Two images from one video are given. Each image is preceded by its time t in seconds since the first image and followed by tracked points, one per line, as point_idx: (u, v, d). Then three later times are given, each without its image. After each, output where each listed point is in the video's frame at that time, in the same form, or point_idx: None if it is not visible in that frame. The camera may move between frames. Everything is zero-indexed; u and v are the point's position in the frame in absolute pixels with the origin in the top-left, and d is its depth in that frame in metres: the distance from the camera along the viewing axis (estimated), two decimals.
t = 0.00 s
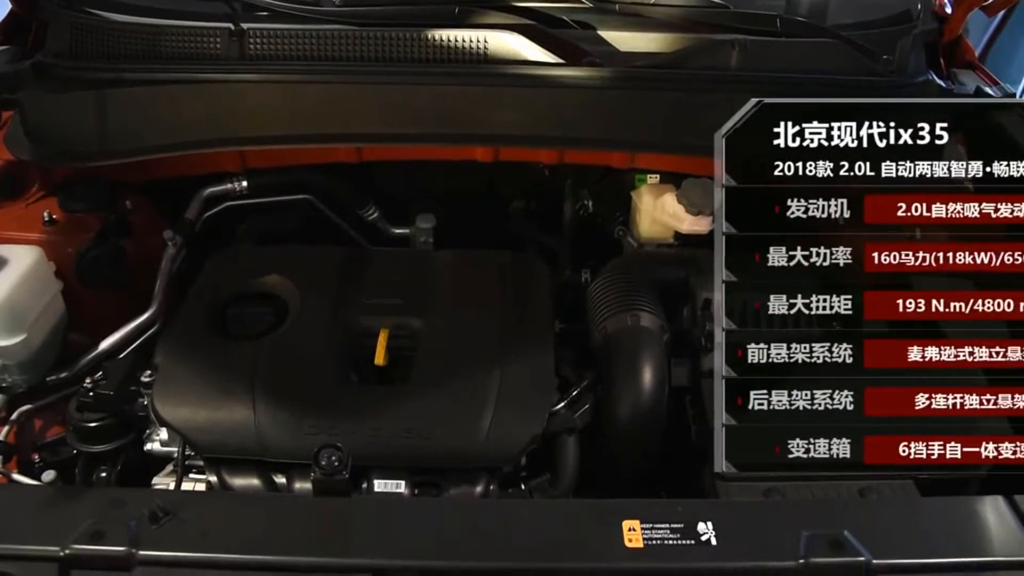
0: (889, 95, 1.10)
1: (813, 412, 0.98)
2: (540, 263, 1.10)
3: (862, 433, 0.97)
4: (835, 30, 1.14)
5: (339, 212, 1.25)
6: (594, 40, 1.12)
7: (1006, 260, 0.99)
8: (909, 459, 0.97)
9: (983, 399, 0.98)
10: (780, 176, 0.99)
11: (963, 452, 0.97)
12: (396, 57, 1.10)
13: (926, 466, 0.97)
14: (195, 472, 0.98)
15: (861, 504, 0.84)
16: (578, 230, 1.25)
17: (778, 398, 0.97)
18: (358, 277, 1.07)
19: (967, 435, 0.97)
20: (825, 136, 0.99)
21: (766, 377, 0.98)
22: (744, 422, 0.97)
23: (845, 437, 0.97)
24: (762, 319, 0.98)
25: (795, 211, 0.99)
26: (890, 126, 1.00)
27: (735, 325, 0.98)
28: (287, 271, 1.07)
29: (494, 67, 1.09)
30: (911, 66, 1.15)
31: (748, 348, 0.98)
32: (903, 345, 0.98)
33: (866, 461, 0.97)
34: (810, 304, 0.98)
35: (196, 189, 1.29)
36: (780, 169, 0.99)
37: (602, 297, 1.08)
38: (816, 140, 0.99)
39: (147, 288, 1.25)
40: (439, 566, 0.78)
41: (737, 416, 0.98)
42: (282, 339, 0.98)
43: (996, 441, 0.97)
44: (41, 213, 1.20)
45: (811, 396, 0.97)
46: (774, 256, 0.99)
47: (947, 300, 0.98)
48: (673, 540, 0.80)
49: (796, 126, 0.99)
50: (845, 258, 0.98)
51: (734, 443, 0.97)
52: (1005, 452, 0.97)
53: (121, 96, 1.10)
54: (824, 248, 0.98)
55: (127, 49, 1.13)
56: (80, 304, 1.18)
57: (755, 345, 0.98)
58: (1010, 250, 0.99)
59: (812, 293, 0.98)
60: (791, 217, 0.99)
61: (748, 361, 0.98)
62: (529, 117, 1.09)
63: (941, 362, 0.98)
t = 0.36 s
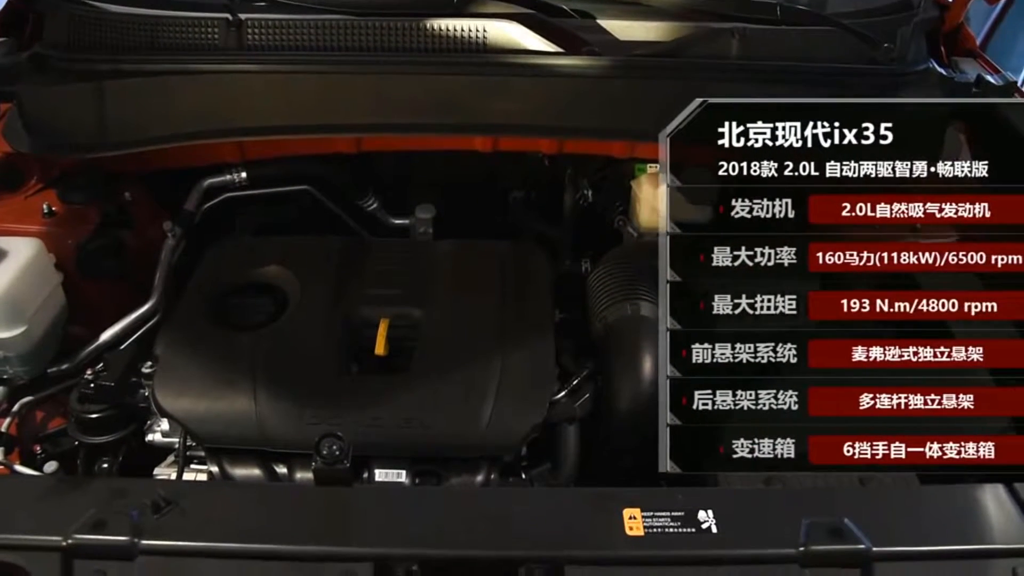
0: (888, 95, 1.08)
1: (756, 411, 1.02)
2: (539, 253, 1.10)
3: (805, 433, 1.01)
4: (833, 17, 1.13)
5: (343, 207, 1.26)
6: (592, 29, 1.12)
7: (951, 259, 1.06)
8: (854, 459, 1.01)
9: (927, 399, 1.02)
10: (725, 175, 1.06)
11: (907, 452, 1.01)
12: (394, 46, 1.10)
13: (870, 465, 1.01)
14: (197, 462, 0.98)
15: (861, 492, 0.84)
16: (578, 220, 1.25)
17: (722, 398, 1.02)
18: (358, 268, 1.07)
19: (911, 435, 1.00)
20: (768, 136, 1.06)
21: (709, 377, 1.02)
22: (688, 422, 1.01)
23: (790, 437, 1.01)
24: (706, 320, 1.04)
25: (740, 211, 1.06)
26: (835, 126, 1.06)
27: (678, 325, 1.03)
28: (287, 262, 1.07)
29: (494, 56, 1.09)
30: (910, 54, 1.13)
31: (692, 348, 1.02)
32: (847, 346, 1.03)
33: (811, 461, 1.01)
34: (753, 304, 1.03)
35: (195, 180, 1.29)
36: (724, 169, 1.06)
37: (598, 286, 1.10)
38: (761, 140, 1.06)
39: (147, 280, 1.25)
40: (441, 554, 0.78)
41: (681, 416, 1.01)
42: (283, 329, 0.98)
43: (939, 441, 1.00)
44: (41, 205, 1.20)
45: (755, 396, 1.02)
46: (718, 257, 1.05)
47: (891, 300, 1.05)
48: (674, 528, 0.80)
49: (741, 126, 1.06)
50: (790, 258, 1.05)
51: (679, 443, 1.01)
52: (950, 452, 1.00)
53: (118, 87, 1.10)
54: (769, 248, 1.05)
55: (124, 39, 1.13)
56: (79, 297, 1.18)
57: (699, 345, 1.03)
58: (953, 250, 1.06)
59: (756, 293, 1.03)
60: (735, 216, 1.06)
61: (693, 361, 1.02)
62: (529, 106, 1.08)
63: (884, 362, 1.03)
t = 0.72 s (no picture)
0: (889, 96, 1.08)
1: (740, 411, 1.02)
2: (539, 248, 1.10)
3: (788, 433, 1.01)
4: (834, 12, 1.13)
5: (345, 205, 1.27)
6: (591, 24, 1.12)
7: (933, 259, 1.05)
8: (837, 459, 1.00)
9: (910, 399, 1.01)
10: (707, 176, 1.09)
11: (890, 452, 0.99)
12: (394, 40, 1.10)
13: (853, 466, 1.00)
14: (198, 457, 0.99)
15: (861, 486, 0.84)
16: (578, 215, 1.25)
17: (705, 398, 1.02)
18: (358, 263, 1.06)
19: (894, 435, 0.99)
20: (751, 136, 1.07)
21: (691, 377, 1.02)
22: (671, 421, 1.01)
23: (774, 437, 1.01)
24: (691, 320, 1.05)
25: (723, 211, 1.08)
26: (817, 126, 1.07)
27: (661, 326, 1.03)
28: (287, 257, 1.07)
29: (495, 51, 1.09)
30: (911, 49, 1.13)
31: (674, 348, 1.03)
32: (830, 345, 1.03)
33: (794, 461, 1.01)
34: (736, 304, 1.05)
35: (195, 176, 1.29)
36: (707, 169, 1.08)
37: (598, 281, 1.11)
38: (743, 140, 1.07)
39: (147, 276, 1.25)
40: (441, 549, 0.78)
41: (664, 416, 1.01)
42: (282, 325, 0.98)
43: (922, 441, 0.98)
44: (41, 201, 1.20)
45: (738, 396, 1.02)
46: (701, 256, 1.07)
47: (873, 300, 1.04)
48: (674, 522, 0.81)
49: (724, 126, 1.07)
50: (772, 258, 1.07)
51: (660, 443, 1.00)
52: (933, 451, 0.98)
53: (117, 82, 1.09)
54: (752, 249, 1.07)
55: (124, 34, 1.13)
56: (80, 292, 1.18)
57: (681, 345, 1.03)
58: (936, 250, 1.05)
59: (739, 294, 1.05)
60: (718, 216, 1.08)
61: (675, 361, 1.02)
62: (529, 101, 1.07)
63: (866, 362, 1.02)
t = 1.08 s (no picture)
0: (890, 95, 1.08)
1: (740, 411, 1.02)
2: (539, 248, 1.10)
3: (788, 433, 1.01)
4: (835, 11, 1.13)
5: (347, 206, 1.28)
6: (591, 25, 1.12)
7: (933, 259, 1.05)
8: (837, 459, 1.00)
9: (910, 399, 1.00)
10: (708, 175, 1.09)
11: (890, 452, 0.99)
12: (394, 40, 1.10)
13: (853, 466, 1.00)
14: (198, 457, 0.99)
15: (861, 485, 0.84)
16: (578, 214, 1.25)
17: (704, 398, 1.02)
18: (358, 263, 1.06)
19: (894, 435, 0.99)
20: (751, 137, 1.07)
21: (691, 377, 1.02)
22: (670, 421, 1.01)
23: (773, 437, 1.01)
24: (691, 320, 1.05)
25: (723, 211, 1.07)
26: (817, 126, 1.07)
27: (662, 325, 1.03)
28: (287, 257, 1.07)
29: (495, 51, 1.09)
30: (912, 49, 1.13)
31: (674, 348, 1.03)
32: (829, 345, 1.03)
33: (793, 461, 1.00)
34: (736, 304, 1.05)
35: (195, 175, 1.29)
36: (707, 169, 1.09)
37: (599, 281, 1.11)
38: (743, 140, 1.08)
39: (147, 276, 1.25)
40: (441, 548, 0.78)
41: (664, 416, 1.01)
42: (281, 325, 0.98)
43: (922, 441, 0.98)
44: (41, 201, 1.20)
45: (737, 396, 1.02)
46: (701, 256, 1.07)
47: (873, 300, 1.04)
48: (674, 522, 0.81)
49: (724, 126, 1.07)
50: (772, 258, 1.07)
51: (660, 443, 1.00)
52: (932, 452, 0.98)
53: (117, 83, 1.09)
54: (751, 249, 1.07)
55: (124, 34, 1.12)
56: (80, 293, 1.18)
57: (681, 345, 1.03)
58: (936, 250, 1.05)
59: (738, 294, 1.05)
60: (718, 216, 1.07)
61: (675, 361, 1.02)
62: (529, 102, 1.07)
63: (866, 362, 1.02)
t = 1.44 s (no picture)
0: (889, 95, 1.08)
1: (740, 411, 1.02)
2: (539, 248, 1.10)
3: (788, 433, 1.01)
4: (835, 11, 1.13)
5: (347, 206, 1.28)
6: (591, 25, 1.12)
7: (933, 260, 1.05)
8: (837, 459, 1.00)
9: (910, 399, 1.00)
10: (708, 175, 1.09)
11: (890, 452, 0.99)
12: (395, 40, 1.10)
13: (853, 466, 1.00)
14: (198, 457, 0.99)
15: (861, 485, 0.84)
16: (578, 214, 1.25)
17: (704, 398, 1.02)
18: (358, 263, 1.06)
19: (894, 435, 0.99)
20: (751, 136, 1.07)
21: (691, 377, 1.02)
22: (670, 421, 1.01)
23: (773, 437, 1.01)
24: (691, 320, 1.05)
25: (723, 211, 1.08)
26: (817, 126, 1.07)
27: (661, 325, 1.03)
28: (287, 257, 1.07)
29: (495, 51, 1.09)
30: (911, 49, 1.13)
31: (674, 348, 1.03)
32: (829, 345, 1.03)
33: (794, 461, 1.00)
34: (736, 304, 1.05)
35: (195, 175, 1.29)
36: (707, 169, 1.09)
37: (600, 280, 1.11)
38: (743, 140, 1.08)
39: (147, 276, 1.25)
40: (441, 548, 0.78)
41: (664, 416, 1.01)
42: (281, 325, 0.98)
43: (922, 441, 0.98)
44: (41, 201, 1.20)
45: (737, 396, 1.02)
46: (701, 256, 1.07)
47: (873, 300, 1.04)
48: (674, 522, 0.81)
49: (724, 126, 1.07)
50: (772, 258, 1.07)
51: (660, 443, 1.00)
52: (932, 452, 0.98)
53: (117, 83, 1.09)
54: (751, 249, 1.07)
55: (124, 35, 1.12)
56: (80, 292, 1.18)
57: (681, 345, 1.03)
58: (936, 250, 1.05)
59: (738, 293, 1.05)
60: (718, 216, 1.08)
61: (676, 361, 1.02)
62: (528, 102, 1.07)
63: (865, 362, 1.02)
